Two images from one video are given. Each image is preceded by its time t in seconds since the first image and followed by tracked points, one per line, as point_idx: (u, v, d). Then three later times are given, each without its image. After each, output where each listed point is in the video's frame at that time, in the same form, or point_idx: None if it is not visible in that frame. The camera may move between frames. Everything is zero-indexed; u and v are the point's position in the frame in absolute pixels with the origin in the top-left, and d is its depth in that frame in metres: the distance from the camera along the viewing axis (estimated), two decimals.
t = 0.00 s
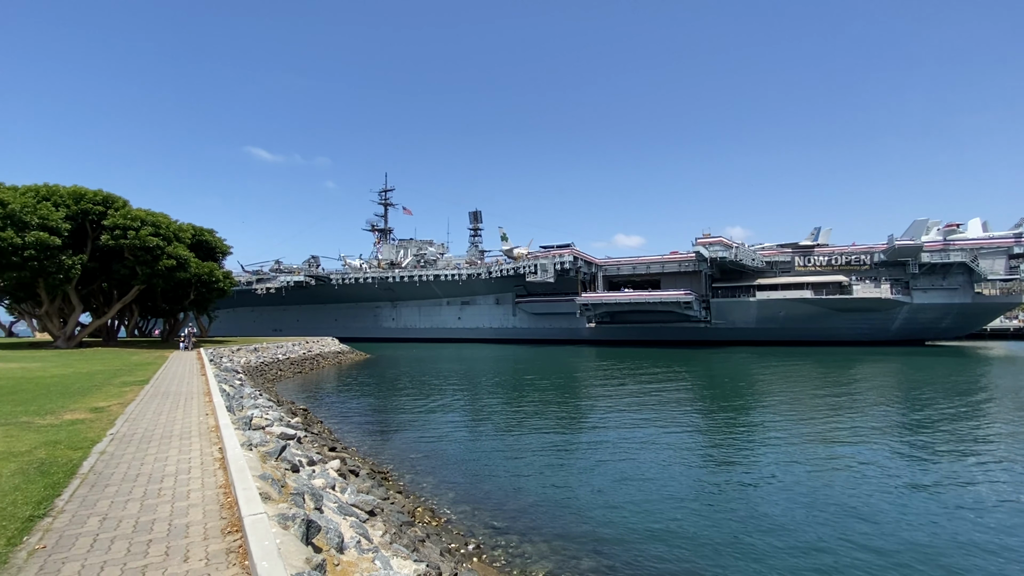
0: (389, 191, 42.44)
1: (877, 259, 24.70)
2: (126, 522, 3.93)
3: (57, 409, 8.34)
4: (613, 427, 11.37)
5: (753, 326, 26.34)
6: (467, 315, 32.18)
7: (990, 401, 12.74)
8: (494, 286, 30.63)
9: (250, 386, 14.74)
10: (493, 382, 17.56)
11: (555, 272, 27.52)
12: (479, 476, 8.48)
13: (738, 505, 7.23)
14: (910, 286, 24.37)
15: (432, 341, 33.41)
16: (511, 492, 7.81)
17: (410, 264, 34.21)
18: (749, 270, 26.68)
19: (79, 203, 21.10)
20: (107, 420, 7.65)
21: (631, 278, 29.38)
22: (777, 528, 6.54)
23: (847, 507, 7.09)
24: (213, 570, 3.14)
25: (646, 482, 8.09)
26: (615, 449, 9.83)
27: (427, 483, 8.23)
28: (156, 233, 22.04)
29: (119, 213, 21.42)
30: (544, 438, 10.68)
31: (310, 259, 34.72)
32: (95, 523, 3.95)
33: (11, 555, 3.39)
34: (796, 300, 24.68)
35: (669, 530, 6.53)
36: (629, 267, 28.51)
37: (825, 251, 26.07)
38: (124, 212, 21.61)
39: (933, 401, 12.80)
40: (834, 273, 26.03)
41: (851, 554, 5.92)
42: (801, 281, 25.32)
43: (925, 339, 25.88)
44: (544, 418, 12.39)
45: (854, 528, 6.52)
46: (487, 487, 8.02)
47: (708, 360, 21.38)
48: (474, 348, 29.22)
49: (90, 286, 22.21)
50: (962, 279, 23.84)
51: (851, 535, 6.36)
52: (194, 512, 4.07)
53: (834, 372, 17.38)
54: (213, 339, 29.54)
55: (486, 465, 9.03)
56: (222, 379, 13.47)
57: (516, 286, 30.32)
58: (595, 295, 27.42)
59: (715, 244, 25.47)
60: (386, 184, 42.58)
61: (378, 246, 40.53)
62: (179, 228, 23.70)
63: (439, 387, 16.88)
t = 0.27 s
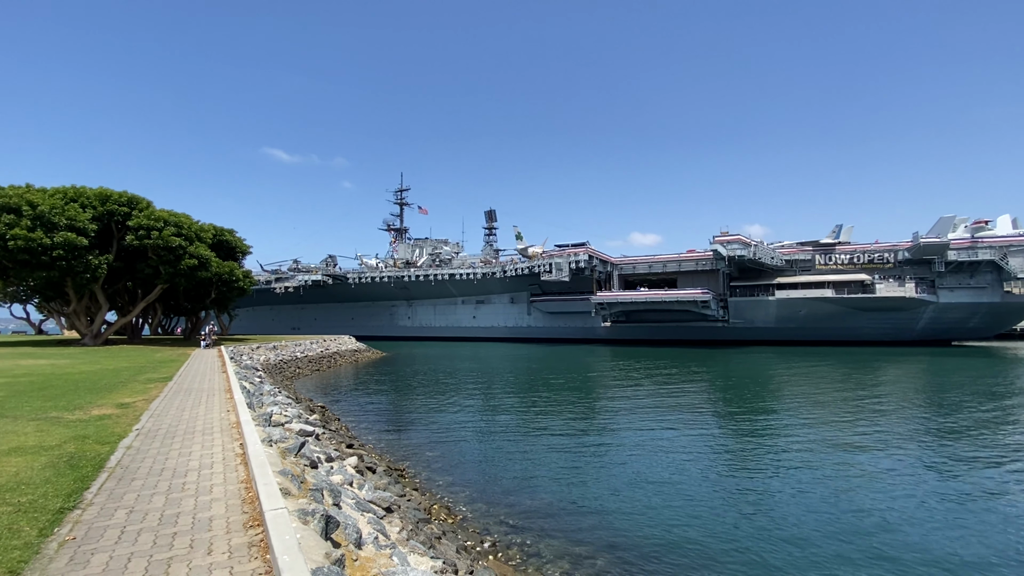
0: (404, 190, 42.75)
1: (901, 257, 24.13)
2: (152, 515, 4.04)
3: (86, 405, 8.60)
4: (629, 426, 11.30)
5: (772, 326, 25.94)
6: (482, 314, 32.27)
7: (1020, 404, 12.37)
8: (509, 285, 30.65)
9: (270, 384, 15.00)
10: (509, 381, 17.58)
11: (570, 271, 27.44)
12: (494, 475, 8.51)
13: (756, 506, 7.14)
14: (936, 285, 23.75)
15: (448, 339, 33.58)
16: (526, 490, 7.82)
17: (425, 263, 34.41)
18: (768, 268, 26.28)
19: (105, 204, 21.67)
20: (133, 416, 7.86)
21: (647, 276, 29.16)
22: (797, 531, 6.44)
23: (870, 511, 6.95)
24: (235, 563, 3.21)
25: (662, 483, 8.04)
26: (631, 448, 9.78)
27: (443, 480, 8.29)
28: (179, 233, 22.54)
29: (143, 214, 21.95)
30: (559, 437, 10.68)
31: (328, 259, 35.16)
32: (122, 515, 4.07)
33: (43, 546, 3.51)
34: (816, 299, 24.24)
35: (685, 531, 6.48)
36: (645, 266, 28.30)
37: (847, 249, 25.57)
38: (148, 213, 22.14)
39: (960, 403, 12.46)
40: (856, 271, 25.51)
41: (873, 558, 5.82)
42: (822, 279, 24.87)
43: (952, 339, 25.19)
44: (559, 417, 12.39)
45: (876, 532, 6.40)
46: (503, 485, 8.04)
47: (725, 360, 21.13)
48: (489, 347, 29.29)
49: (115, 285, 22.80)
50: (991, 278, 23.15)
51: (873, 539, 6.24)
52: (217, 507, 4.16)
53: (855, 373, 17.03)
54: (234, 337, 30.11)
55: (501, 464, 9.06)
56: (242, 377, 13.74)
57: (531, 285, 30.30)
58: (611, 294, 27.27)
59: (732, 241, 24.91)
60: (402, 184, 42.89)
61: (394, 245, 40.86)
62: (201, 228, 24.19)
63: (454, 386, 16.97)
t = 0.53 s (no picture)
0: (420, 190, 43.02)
1: (928, 254, 23.54)
2: (178, 508, 4.15)
3: (113, 401, 8.85)
4: (645, 426, 11.22)
5: (792, 325, 25.51)
6: (497, 313, 32.33)
7: None
8: (524, 284, 30.64)
9: (289, 381, 15.25)
10: (524, 380, 17.58)
11: (586, 270, 27.31)
12: (510, 473, 8.53)
13: (776, 508, 7.04)
14: (964, 283, 23.08)
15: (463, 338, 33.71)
16: (543, 489, 7.84)
17: (441, 262, 34.59)
18: (788, 267, 25.84)
19: (131, 205, 22.21)
20: (159, 412, 8.07)
21: (664, 275, 28.88)
22: (818, 534, 6.33)
23: (894, 515, 6.80)
24: (258, 557, 3.27)
25: (680, 483, 7.97)
26: (648, 448, 9.71)
27: (460, 478, 8.33)
28: (201, 233, 23.01)
29: (167, 215, 22.46)
30: (575, 436, 10.66)
31: (345, 258, 35.58)
32: (150, 508, 4.18)
33: (75, 537, 3.62)
34: (839, 298, 23.76)
35: (705, 532, 6.41)
36: (662, 265, 28.04)
37: (871, 247, 25.05)
38: (172, 214, 22.65)
39: (989, 404, 12.10)
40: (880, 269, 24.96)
41: (898, 564, 5.70)
42: (844, 278, 24.36)
43: (981, 339, 24.46)
44: (575, 416, 12.35)
45: (902, 538, 6.25)
46: (519, 483, 8.05)
47: (743, 360, 20.86)
48: (504, 346, 29.31)
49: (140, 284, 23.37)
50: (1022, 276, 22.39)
51: (898, 544, 6.10)
52: (240, 501, 4.25)
53: (878, 373, 16.66)
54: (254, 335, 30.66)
55: (517, 462, 9.09)
56: (263, 374, 13.98)
57: (546, 284, 30.24)
58: (627, 293, 27.08)
59: (752, 240, 24.57)
60: (418, 184, 43.17)
61: (410, 245, 41.15)
62: (222, 228, 24.66)
63: (470, 385, 17.03)
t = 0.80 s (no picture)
0: (436, 189, 43.25)
1: (957, 251, 22.88)
2: (203, 503, 4.24)
3: (140, 397, 9.08)
4: (663, 426, 11.11)
5: (815, 324, 25.03)
6: (513, 312, 32.34)
7: None
8: (540, 283, 30.58)
9: (309, 379, 15.48)
10: (540, 379, 17.55)
11: (602, 268, 27.15)
12: (527, 472, 8.52)
13: (798, 511, 6.91)
14: (995, 281, 22.23)
15: (480, 337, 33.80)
16: (560, 488, 7.81)
17: (457, 261, 34.71)
18: (810, 264, 25.37)
19: (156, 207, 22.73)
20: (184, 408, 8.27)
21: (682, 273, 28.57)
22: (842, 538, 6.20)
23: (922, 520, 6.63)
24: (281, 552, 3.32)
25: (698, 484, 7.88)
26: (666, 448, 9.61)
27: (476, 476, 8.36)
28: (223, 234, 23.47)
29: (190, 216, 22.95)
30: (592, 435, 10.60)
31: (363, 258, 35.97)
32: (175, 503, 4.28)
33: (104, 530, 3.72)
34: (863, 296, 23.23)
35: (725, 534, 6.33)
36: (680, 263, 27.72)
37: (897, 244, 24.47)
38: (195, 216, 23.15)
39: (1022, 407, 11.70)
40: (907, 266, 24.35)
41: (926, 569, 5.56)
42: (869, 276, 23.81)
43: (1014, 339, 23.67)
44: (592, 415, 12.29)
45: (930, 543, 6.08)
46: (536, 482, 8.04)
47: (763, 359, 20.52)
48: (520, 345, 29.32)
49: (165, 284, 23.93)
50: None
51: (926, 549, 5.94)
52: (262, 497, 4.32)
53: (904, 373, 16.24)
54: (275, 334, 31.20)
55: (533, 461, 9.08)
56: (284, 372, 14.23)
57: (562, 283, 30.14)
58: (644, 292, 26.85)
59: (772, 236, 23.94)
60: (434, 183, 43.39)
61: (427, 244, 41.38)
62: (243, 229, 25.12)
63: (486, 383, 17.07)
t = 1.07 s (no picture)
0: (452, 188, 43.44)
1: (988, 247, 22.17)
2: (227, 499, 4.31)
3: (166, 394, 9.30)
4: (682, 426, 10.97)
5: (838, 322, 24.49)
6: (530, 310, 32.31)
7: None
8: (557, 281, 30.48)
9: (329, 377, 15.69)
10: (557, 377, 17.49)
11: (619, 267, 26.94)
12: (545, 471, 8.50)
13: (822, 514, 6.76)
14: None
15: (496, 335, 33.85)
16: (578, 487, 7.78)
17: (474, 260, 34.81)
18: (833, 261, 24.82)
19: (179, 208, 23.23)
20: (208, 405, 8.44)
21: (701, 271, 28.21)
22: (868, 543, 6.05)
23: (953, 525, 6.44)
24: (303, 548, 3.36)
25: (718, 485, 7.77)
26: (685, 448, 9.49)
27: (494, 474, 8.36)
28: (245, 234, 23.89)
29: (213, 217, 23.41)
30: (609, 435, 10.52)
31: (380, 257, 36.26)
32: (200, 498, 4.36)
33: (132, 524, 3.80)
34: (888, 294, 22.65)
35: (746, 536, 6.22)
36: (699, 260, 27.34)
37: (924, 239, 23.80)
38: (218, 217, 23.61)
39: None
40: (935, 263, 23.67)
41: None
42: (895, 273, 23.20)
43: None
44: (609, 414, 12.22)
45: (961, 550, 5.90)
46: (553, 481, 8.01)
47: (785, 358, 20.15)
48: (537, 343, 29.28)
49: (189, 284, 24.45)
50: None
51: (957, 556, 5.77)
52: (285, 493, 4.38)
53: (933, 373, 15.78)
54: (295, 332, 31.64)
55: (551, 460, 9.05)
56: (304, 370, 14.44)
57: (579, 281, 29.99)
58: (662, 290, 26.57)
59: (794, 234, 23.86)
60: (450, 183, 43.59)
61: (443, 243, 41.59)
62: (264, 229, 25.56)
63: (503, 382, 17.08)
